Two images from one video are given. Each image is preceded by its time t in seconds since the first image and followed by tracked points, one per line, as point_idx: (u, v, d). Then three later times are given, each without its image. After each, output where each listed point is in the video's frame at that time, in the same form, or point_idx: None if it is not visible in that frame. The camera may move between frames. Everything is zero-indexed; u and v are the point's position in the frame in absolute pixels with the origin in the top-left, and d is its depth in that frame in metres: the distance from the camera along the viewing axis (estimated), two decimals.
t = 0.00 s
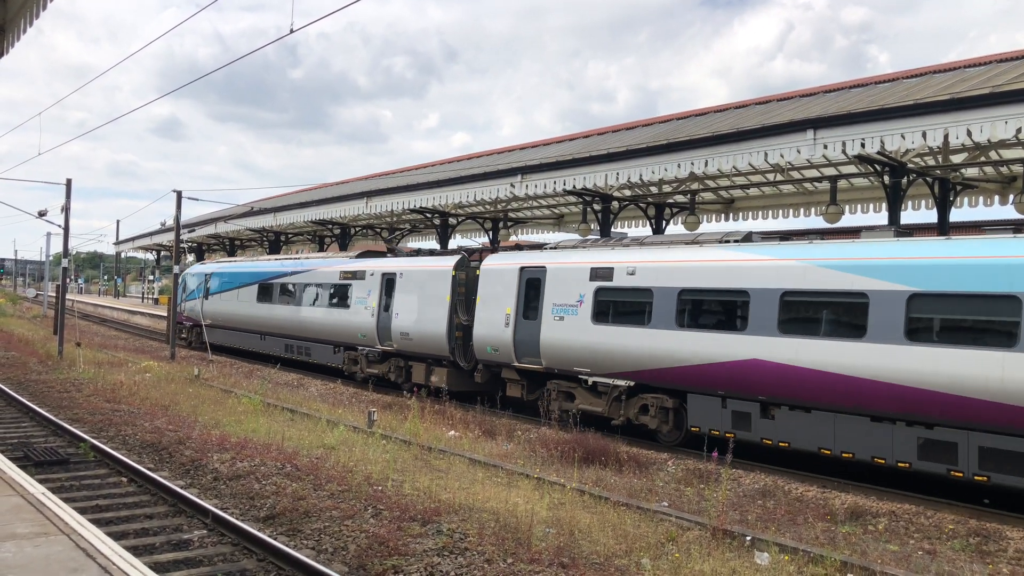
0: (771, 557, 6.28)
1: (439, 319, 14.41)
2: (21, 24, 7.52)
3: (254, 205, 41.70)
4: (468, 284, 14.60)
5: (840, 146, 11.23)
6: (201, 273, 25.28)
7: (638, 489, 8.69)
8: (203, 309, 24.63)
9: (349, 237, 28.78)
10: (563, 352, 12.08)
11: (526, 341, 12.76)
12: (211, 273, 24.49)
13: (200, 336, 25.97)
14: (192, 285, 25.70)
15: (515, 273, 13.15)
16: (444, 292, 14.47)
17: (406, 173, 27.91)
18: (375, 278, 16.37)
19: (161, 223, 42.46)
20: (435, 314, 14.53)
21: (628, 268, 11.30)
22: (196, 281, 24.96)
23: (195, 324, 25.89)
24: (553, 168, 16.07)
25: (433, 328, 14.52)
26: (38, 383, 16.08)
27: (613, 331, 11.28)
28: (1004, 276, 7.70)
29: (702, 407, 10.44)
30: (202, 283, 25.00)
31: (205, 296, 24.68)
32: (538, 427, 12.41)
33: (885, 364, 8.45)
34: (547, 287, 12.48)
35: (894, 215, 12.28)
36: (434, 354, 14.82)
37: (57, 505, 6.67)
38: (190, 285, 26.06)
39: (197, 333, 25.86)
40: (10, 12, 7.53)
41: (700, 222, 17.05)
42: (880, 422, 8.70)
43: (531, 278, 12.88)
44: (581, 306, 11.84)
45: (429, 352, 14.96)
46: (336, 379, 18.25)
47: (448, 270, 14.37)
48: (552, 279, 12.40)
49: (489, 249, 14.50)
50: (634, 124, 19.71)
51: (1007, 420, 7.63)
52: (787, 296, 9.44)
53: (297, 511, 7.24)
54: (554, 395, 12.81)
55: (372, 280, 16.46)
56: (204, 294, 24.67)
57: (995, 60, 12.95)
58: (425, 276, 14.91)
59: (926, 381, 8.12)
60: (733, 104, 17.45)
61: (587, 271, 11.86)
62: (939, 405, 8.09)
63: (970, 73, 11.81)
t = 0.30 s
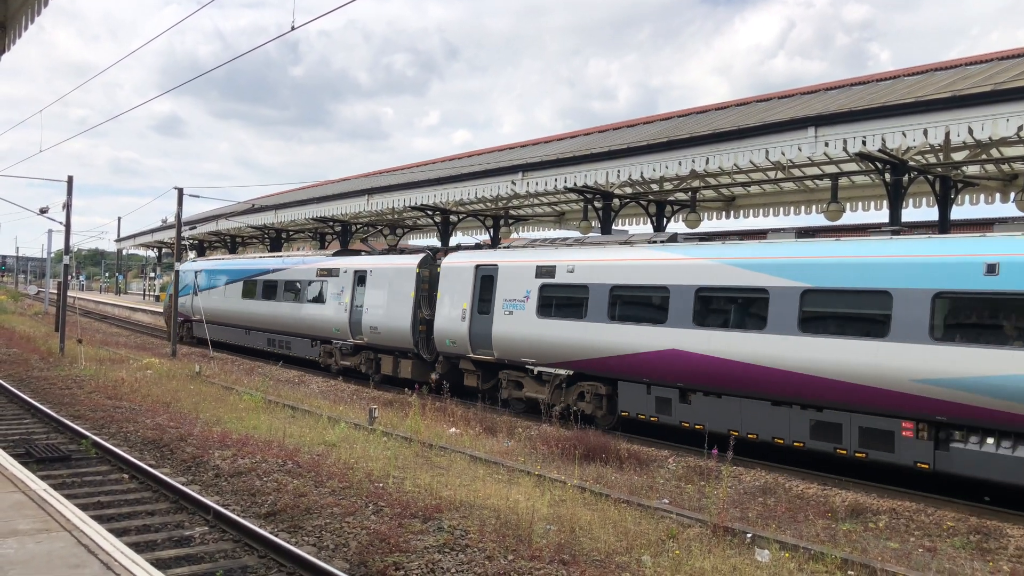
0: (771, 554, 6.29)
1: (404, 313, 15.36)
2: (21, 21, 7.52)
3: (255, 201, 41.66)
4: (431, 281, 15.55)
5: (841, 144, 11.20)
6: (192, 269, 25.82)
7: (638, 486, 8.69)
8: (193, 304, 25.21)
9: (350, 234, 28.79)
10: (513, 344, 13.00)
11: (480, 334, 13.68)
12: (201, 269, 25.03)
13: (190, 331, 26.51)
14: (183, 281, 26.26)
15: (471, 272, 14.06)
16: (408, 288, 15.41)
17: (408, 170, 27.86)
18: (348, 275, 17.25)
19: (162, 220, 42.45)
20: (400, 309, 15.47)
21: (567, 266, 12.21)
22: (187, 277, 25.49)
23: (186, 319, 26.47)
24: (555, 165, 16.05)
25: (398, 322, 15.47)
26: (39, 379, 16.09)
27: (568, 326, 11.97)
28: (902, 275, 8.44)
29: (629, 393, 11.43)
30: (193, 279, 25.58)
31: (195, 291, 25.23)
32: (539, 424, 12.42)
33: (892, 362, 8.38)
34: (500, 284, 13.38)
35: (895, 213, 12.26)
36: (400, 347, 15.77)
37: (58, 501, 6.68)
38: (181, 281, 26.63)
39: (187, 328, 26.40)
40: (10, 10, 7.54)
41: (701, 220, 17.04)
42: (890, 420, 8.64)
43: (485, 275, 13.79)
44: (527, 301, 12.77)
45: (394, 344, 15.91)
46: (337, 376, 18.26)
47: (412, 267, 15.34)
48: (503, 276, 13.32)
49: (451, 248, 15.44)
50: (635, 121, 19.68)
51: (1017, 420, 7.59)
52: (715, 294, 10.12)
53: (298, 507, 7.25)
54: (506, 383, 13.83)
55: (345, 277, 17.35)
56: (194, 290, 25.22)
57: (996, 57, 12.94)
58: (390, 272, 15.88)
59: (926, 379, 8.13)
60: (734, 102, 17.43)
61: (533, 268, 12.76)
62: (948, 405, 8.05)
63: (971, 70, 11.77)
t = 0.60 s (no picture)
0: (771, 553, 6.30)
1: (372, 311, 16.23)
2: (22, 19, 7.53)
3: (256, 199, 41.66)
4: (397, 279, 16.41)
5: (842, 143, 11.20)
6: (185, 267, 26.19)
7: (638, 485, 8.69)
8: (186, 302, 25.62)
9: (350, 232, 28.75)
10: (469, 337, 13.87)
11: (439, 329, 14.57)
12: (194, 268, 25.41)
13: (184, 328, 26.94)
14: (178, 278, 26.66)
15: (432, 270, 14.91)
16: (376, 286, 16.26)
17: (409, 169, 27.83)
18: (323, 274, 18.08)
19: (163, 219, 42.45)
20: (369, 306, 16.34)
21: (516, 265, 13.10)
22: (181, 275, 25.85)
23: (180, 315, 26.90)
24: (555, 164, 16.05)
25: (367, 318, 16.35)
26: (40, 377, 16.11)
27: (555, 324, 12.24)
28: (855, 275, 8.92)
29: (569, 383, 12.47)
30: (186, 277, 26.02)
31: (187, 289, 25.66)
32: (540, 423, 12.43)
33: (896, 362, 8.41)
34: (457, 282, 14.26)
35: (895, 212, 12.25)
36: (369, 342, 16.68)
37: (59, 499, 6.69)
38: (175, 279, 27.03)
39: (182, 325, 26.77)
40: (11, 8, 7.55)
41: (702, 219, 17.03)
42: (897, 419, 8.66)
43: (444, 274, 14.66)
44: (481, 298, 13.63)
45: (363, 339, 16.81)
46: (338, 375, 18.27)
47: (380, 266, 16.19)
48: (460, 274, 14.17)
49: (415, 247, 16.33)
50: (636, 120, 19.67)
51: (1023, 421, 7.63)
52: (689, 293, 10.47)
53: (298, 506, 7.26)
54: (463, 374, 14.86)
55: (319, 276, 18.19)
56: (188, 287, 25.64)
57: (997, 57, 12.94)
58: (359, 272, 16.77)
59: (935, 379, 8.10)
60: (734, 101, 17.44)
61: (485, 268, 13.64)
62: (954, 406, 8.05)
63: (972, 70, 11.77)
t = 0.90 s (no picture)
0: (770, 554, 6.30)
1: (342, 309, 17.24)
2: (22, 19, 7.53)
3: (256, 199, 41.61)
4: (366, 279, 17.38)
5: (842, 143, 11.20)
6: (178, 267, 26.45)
7: (638, 485, 8.69)
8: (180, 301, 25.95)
9: (350, 232, 28.71)
10: (428, 333, 14.85)
11: (402, 325, 15.55)
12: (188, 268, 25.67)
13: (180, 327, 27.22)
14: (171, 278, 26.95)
15: (395, 270, 15.87)
16: (346, 285, 17.26)
17: (409, 169, 27.83)
18: (300, 274, 19.04)
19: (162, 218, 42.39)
20: (340, 304, 17.34)
21: (470, 266, 14.06)
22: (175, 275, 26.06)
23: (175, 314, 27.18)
24: (555, 165, 16.05)
25: (338, 315, 17.35)
26: (39, 377, 16.11)
27: (505, 321, 13.19)
28: (804, 275, 9.46)
29: (516, 374, 13.44)
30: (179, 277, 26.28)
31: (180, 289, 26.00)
32: (539, 423, 12.44)
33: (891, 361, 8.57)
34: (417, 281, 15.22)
35: (895, 213, 12.24)
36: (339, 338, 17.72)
37: (58, 499, 6.69)
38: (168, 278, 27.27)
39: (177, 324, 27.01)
40: (10, 8, 7.56)
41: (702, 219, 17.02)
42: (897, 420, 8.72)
43: (406, 273, 15.62)
44: (439, 296, 14.62)
45: (334, 336, 17.84)
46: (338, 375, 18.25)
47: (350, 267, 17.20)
48: (422, 274, 15.11)
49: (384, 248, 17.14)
50: (636, 121, 19.68)
51: None
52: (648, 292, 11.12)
53: (298, 506, 7.26)
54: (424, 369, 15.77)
55: (296, 276, 19.18)
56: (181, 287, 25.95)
57: (997, 58, 12.95)
58: (330, 273, 17.79)
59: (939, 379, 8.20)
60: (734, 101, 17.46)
61: (443, 268, 14.61)
62: (953, 404, 8.16)
63: (971, 70, 11.79)
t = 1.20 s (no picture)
0: (770, 555, 6.30)
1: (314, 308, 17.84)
2: (21, 21, 7.54)
3: (256, 200, 41.60)
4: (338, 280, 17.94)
5: (841, 145, 11.21)
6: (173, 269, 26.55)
7: (638, 487, 8.69)
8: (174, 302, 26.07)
9: (350, 234, 28.70)
10: (393, 331, 15.55)
11: (369, 323, 16.23)
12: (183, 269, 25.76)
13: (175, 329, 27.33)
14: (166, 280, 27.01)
15: (364, 272, 16.62)
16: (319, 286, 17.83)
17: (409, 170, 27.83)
18: (277, 275, 19.54)
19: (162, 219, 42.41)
20: (313, 304, 17.92)
21: (429, 268, 14.80)
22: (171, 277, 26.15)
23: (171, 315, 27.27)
24: (554, 166, 16.06)
25: (311, 314, 17.94)
26: (38, 379, 16.11)
27: (458, 319, 13.96)
28: (710, 276, 10.37)
29: (469, 368, 14.23)
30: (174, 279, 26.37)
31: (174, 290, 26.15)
32: (539, 424, 12.45)
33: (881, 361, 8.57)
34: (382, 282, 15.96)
35: (895, 213, 12.25)
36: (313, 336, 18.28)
37: (57, 501, 6.68)
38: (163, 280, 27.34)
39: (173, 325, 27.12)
40: (10, 10, 7.58)
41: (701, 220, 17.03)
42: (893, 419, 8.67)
43: (372, 274, 16.36)
44: (401, 296, 15.36)
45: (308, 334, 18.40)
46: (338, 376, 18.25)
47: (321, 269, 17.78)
48: (387, 275, 15.83)
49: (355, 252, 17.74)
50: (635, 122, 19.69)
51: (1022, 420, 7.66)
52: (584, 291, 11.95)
53: (297, 508, 7.26)
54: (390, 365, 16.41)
55: (273, 276, 19.72)
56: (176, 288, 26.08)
57: (996, 59, 12.96)
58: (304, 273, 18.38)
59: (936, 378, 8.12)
60: (733, 103, 17.48)
61: (405, 269, 15.35)
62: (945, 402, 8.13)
63: (970, 72, 11.81)
